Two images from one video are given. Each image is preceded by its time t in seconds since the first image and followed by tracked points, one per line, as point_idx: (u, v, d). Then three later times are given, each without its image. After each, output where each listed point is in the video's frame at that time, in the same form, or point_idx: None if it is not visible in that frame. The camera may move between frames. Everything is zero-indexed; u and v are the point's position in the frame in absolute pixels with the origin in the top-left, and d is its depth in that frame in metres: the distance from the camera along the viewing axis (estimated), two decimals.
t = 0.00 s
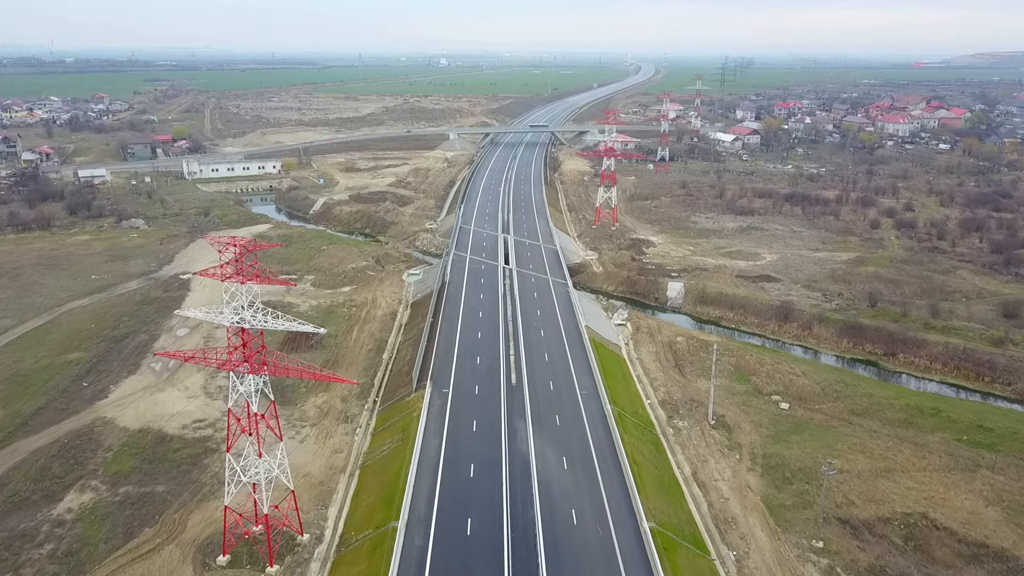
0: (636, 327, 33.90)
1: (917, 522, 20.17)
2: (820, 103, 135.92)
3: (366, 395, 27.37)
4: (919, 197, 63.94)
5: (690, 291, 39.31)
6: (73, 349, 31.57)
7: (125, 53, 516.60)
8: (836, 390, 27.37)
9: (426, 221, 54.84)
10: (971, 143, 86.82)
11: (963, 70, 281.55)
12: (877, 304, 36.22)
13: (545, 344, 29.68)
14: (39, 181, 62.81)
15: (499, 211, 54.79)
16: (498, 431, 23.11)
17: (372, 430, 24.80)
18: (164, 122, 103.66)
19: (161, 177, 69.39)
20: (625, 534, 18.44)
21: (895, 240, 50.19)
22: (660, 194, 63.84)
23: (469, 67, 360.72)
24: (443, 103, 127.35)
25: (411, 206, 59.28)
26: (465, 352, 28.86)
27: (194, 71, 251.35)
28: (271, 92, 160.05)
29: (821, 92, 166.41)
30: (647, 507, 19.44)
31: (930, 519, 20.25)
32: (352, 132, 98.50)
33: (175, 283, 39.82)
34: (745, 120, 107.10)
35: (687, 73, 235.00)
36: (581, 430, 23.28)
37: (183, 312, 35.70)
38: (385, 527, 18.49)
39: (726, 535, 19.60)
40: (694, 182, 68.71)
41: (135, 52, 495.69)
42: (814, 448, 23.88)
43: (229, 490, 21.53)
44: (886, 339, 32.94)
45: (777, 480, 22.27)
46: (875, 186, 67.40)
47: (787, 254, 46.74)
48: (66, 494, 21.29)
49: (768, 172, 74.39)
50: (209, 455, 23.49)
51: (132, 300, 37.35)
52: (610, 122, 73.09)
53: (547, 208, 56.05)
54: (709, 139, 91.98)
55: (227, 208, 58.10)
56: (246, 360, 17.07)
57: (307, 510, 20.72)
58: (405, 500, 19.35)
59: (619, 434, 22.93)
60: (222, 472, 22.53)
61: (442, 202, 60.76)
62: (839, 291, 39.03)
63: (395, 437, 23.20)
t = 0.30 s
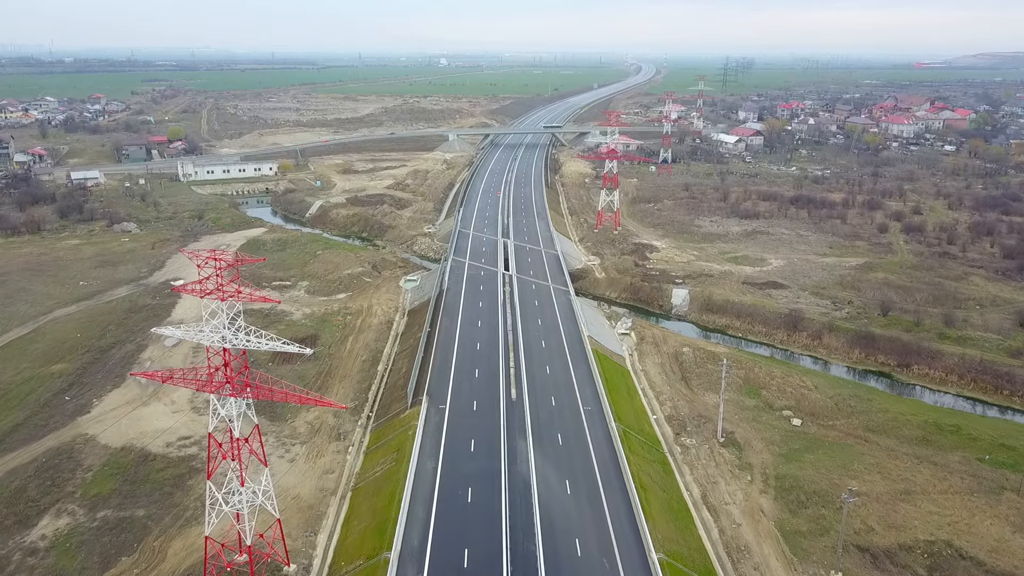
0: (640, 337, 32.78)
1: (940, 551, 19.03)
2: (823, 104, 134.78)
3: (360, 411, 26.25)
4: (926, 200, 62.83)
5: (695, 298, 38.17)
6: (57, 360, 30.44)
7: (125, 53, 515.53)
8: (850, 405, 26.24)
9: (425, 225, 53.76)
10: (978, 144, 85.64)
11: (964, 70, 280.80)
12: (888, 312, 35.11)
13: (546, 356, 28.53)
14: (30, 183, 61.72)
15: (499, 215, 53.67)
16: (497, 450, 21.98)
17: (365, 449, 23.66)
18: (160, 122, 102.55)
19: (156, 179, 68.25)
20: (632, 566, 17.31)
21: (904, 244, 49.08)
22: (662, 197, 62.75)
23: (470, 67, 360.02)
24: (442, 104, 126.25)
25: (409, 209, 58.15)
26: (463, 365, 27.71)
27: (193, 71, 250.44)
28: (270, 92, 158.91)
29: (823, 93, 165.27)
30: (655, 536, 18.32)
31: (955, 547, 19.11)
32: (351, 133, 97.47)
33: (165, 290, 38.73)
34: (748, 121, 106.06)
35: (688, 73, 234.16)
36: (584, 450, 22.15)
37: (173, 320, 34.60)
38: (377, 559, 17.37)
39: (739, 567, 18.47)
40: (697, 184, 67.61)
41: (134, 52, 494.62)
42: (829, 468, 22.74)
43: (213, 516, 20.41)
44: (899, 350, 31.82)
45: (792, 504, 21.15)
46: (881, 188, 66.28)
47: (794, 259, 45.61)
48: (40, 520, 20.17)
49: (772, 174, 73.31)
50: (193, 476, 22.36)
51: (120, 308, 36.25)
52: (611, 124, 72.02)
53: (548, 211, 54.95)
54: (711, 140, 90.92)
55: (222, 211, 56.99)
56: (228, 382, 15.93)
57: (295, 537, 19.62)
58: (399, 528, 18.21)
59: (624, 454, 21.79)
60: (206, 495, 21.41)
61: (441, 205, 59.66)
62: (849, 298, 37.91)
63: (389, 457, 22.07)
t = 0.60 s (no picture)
0: (645, 347, 31.66)
1: None
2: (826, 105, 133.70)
3: (354, 428, 25.11)
4: (934, 203, 61.75)
5: (701, 306, 37.06)
6: (40, 372, 29.34)
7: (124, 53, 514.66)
8: (865, 421, 25.08)
9: (423, 229, 52.68)
10: (984, 146, 84.51)
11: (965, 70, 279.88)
12: (902, 321, 34.00)
13: (548, 369, 27.42)
14: (22, 185, 60.61)
15: (499, 218, 52.56)
16: (497, 472, 20.87)
17: (358, 469, 22.53)
18: (157, 123, 101.53)
19: (150, 181, 67.18)
20: None
21: (914, 249, 47.97)
22: (666, 200, 61.67)
23: (470, 67, 359.41)
24: (443, 105, 125.22)
25: (407, 212, 57.06)
26: (461, 378, 26.61)
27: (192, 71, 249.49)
28: (269, 93, 157.79)
29: (826, 93, 164.19)
30: (665, 569, 17.21)
31: None
32: (349, 134, 96.40)
33: (155, 298, 37.66)
34: (751, 122, 105.03)
35: (689, 73, 233.38)
36: (588, 472, 21.05)
37: (162, 330, 33.52)
38: None
39: None
40: (701, 187, 66.53)
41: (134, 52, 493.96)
42: (846, 491, 21.60)
43: (195, 543, 19.27)
44: (914, 361, 30.69)
45: (808, 531, 20.02)
46: (888, 191, 65.15)
47: (802, 265, 44.49)
48: (12, 548, 19.06)
49: (776, 177, 72.24)
50: (177, 499, 21.24)
51: (109, 316, 35.17)
52: (613, 125, 70.95)
53: (549, 215, 53.87)
54: (714, 142, 89.85)
55: (217, 214, 55.94)
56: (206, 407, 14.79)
57: (282, 568, 18.50)
58: (392, 560, 17.08)
59: (631, 477, 20.63)
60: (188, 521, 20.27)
61: (440, 208, 58.63)
62: (860, 306, 36.81)
63: (382, 479, 20.93)
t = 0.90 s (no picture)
0: (651, 358, 30.53)
1: None
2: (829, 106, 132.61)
3: (347, 446, 23.99)
4: (942, 206, 60.66)
5: (708, 314, 35.94)
6: (22, 385, 28.21)
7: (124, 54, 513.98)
8: (883, 439, 23.94)
9: (422, 233, 51.58)
10: (991, 148, 83.40)
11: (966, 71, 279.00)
12: (916, 331, 32.89)
13: (550, 382, 26.28)
14: (13, 187, 59.42)
15: (499, 222, 51.43)
16: (498, 496, 19.72)
17: (351, 492, 21.40)
18: (154, 125, 100.42)
19: (145, 184, 66.04)
20: None
21: (924, 254, 46.86)
22: (669, 203, 60.58)
23: (471, 66, 358.56)
24: (442, 106, 124.21)
25: (406, 215, 55.95)
26: (460, 392, 25.46)
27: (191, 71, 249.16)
28: (267, 93, 156.81)
29: (828, 94, 163.09)
30: None
31: None
32: (348, 136, 95.35)
33: (145, 306, 36.57)
34: (754, 123, 103.99)
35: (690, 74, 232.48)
36: (594, 496, 19.91)
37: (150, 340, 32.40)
38: None
39: None
40: (704, 189, 65.45)
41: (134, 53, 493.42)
42: (866, 515, 20.45)
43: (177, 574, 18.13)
44: (931, 374, 29.56)
45: (828, 560, 18.90)
46: (895, 194, 64.01)
47: (810, 270, 43.35)
48: None
49: (781, 179, 71.15)
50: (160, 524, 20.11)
51: (96, 325, 34.04)
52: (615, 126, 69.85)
53: (550, 219, 52.74)
54: (717, 143, 88.76)
55: (211, 218, 54.83)
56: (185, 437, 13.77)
57: None
58: None
59: (640, 502, 19.47)
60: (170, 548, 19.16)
61: (439, 212, 57.52)
62: (871, 315, 35.70)
63: (376, 504, 19.80)
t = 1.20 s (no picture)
0: (658, 370, 29.40)
1: None
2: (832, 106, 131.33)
3: (340, 467, 22.84)
4: (951, 210, 59.56)
5: (715, 322, 34.83)
6: (2, 399, 27.09)
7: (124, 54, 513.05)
8: (903, 458, 22.83)
9: (421, 237, 50.47)
10: (998, 150, 82.27)
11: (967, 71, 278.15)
12: (932, 341, 31.79)
13: (553, 398, 25.15)
14: (4, 189, 58.28)
15: (500, 226, 50.32)
16: (499, 524, 18.58)
17: (343, 517, 20.27)
18: (150, 125, 99.28)
19: (139, 186, 64.94)
20: None
21: (935, 260, 45.74)
22: (673, 206, 59.49)
23: (471, 65, 357.54)
24: (442, 106, 123.16)
25: (405, 219, 54.84)
26: (459, 408, 24.31)
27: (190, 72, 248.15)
28: (266, 94, 155.76)
29: (830, 95, 162.04)
30: None
31: None
32: (347, 137, 94.30)
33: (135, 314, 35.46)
34: (757, 124, 102.90)
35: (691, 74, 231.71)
36: (601, 524, 18.76)
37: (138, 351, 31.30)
38: None
39: None
40: (708, 192, 64.31)
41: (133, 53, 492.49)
42: (889, 543, 19.33)
43: None
44: (949, 387, 28.43)
45: None
46: (903, 197, 62.93)
47: (819, 277, 42.23)
48: None
49: (786, 181, 70.04)
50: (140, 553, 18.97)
51: (83, 334, 32.91)
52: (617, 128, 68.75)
53: (552, 222, 51.62)
54: (720, 144, 87.65)
55: (206, 221, 53.72)
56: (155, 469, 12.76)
57: None
58: None
59: (649, 530, 18.32)
60: None
61: (438, 215, 56.47)
62: (884, 324, 34.59)
63: (369, 532, 18.64)
